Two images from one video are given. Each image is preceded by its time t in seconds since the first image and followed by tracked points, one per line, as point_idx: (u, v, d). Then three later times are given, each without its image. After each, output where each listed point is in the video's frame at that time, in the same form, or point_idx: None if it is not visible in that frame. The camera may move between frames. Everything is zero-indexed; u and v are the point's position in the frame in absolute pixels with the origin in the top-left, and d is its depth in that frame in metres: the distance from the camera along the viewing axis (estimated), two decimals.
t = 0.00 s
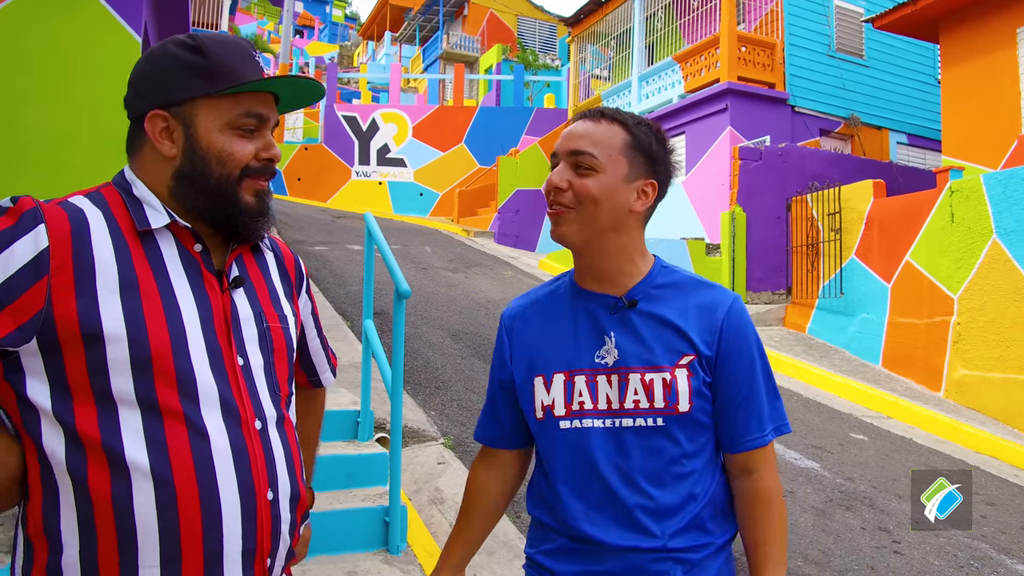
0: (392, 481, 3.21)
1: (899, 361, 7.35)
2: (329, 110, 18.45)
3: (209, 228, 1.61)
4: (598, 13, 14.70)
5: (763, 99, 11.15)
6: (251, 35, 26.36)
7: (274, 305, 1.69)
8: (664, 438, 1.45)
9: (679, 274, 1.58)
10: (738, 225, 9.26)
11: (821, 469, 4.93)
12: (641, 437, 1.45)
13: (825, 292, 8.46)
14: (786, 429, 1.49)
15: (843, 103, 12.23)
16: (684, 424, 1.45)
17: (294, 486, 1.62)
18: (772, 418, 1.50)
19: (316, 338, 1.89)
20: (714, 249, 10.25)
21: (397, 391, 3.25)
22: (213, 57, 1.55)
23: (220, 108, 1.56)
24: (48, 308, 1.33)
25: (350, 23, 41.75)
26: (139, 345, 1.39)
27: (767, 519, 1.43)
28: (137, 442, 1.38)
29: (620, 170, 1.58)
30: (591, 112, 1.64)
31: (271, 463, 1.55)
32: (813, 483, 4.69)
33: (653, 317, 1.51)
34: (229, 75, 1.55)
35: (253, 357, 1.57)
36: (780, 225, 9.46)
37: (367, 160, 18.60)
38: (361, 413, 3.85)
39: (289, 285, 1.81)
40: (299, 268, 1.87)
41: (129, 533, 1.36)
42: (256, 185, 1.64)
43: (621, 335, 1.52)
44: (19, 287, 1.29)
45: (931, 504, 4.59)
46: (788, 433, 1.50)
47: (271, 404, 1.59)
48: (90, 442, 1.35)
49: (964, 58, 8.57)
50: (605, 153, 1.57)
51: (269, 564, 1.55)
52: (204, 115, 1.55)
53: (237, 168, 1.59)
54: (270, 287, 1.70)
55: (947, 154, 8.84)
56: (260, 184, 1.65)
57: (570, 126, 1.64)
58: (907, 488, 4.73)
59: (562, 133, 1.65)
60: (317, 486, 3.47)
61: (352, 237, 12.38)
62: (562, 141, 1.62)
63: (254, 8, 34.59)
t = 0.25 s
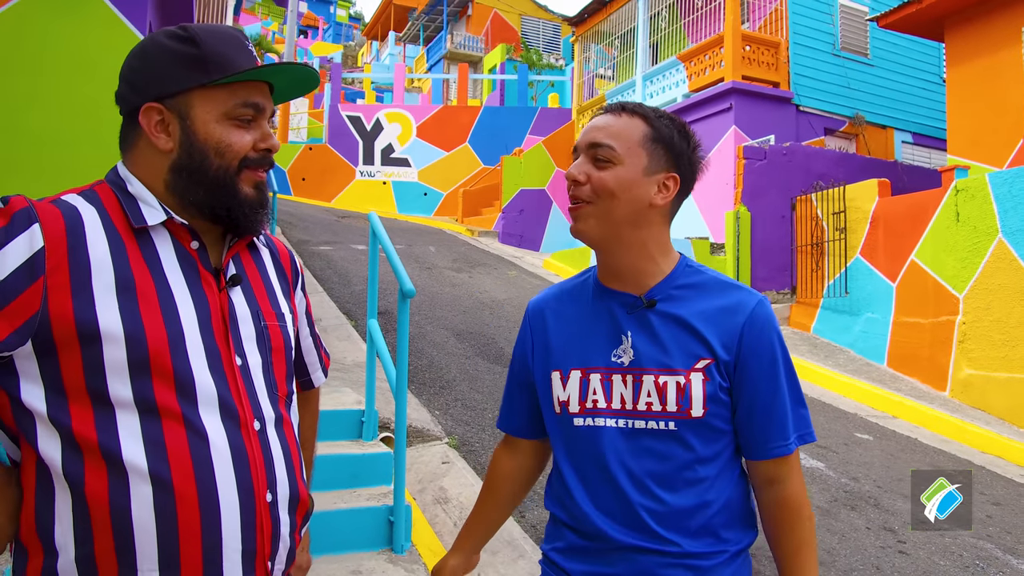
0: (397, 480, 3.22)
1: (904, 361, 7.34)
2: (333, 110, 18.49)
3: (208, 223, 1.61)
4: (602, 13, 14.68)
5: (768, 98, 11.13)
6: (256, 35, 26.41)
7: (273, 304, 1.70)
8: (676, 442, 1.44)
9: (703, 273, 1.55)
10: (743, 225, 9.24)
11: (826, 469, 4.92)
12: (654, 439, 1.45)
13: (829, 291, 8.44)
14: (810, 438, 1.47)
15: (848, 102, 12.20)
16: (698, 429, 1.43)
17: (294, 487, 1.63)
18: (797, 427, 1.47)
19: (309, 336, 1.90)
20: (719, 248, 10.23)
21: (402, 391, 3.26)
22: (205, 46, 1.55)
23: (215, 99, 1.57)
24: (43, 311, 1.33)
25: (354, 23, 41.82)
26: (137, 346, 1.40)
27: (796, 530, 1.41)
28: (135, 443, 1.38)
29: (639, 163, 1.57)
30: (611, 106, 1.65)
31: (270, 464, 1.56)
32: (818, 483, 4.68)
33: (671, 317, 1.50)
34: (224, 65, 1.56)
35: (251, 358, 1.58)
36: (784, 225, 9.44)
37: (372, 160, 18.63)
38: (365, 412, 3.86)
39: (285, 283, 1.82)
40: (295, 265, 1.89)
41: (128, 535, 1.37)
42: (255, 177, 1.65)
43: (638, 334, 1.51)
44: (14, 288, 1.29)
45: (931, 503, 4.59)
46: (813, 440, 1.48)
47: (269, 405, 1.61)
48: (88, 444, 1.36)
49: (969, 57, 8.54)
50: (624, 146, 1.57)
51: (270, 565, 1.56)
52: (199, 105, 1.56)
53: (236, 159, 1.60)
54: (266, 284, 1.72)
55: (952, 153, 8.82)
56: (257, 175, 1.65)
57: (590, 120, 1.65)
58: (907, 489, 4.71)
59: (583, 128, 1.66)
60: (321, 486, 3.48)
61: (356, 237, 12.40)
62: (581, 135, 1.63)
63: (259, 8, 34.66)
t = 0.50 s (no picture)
0: (401, 480, 3.23)
1: (909, 360, 7.32)
2: (337, 110, 18.52)
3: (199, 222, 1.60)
4: (606, 12, 14.67)
5: (772, 97, 11.12)
6: (260, 35, 26.46)
7: (265, 301, 1.71)
8: (707, 442, 1.43)
9: (738, 272, 1.53)
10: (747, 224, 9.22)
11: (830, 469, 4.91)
12: (685, 438, 1.44)
13: (834, 291, 8.42)
14: (844, 446, 1.42)
15: (853, 102, 12.17)
16: (730, 429, 1.42)
17: (290, 489, 1.64)
18: (830, 434, 1.42)
19: (301, 333, 1.89)
20: (723, 248, 10.21)
21: (406, 390, 3.27)
22: (201, 40, 1.54)
23: (210, 95, 1.56)
24: (35, 313, 1.32)
25: (357, 24, 41.87)
26: (132, 347, 1.39)
27: (815, 536, 1.36)
28: (130, 445, 1.38)
29: (677, 156, 1.55)
30: (648, 100, 1.63)
31: (267, 466, 1.56)
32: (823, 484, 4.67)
33: (705, 316, 1.48)
34: (219, 61, 1.55)
35: (246, 358, 1.58)
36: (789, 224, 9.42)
37: (375, 160, 18.66)
38: (369, 412, 3.87)
39: (278, 280, 1.82)
40: (285, 263, 1.88)
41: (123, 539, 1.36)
42: (247, 175, 1.64)
43: (671, 331, 1.50)
44: (6, 288, 1.29)
45: (931, 503, 4.61)
46: (847, 449, 1.42)
47: (265, 406, 1.61)
48: (82, 446, 1.35)
49: (973, 56, 8.53)
50: (663, 140, 1.56)
51: (266, 567, 1.56)
52: (191, 101, 1.55)
53: (227, 156, 1.58)
54: (258, 282, 1.72)
55: (957, 152, 8.80)
56: (250, 175, 1.64)
57: (628, 114, 1.64)
58: (907, 488, 4.74)
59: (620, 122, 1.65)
60: (325, 485, 3.50)
61: (360, 237, 12.42)
62: (618, 128, 1.62)
63: (263, 9, 34.72)
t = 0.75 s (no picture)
0: (405, 480, 3.24)
1: (914, 360, 7.30)
2: (341, 110, 18.57)
3: (183, 235, 1.61)
4: (609, 12, 14.66)
5: (776, 97, 11.12)
6: (264, 35, 26.56)
7: (252, 313, 1.72)
8: (740, 455, 1.42)
9: (779, 284, 1.52)
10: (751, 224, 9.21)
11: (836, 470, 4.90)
12: (718, 450, 1.43)
13: (839, 290, 8.42)
14: (879, 470, 1.38)
15: (857, 101, 12.14)
16: (763, 445, 1.40)
17: (279, 501, 1.64)
18: (864, 457, 1.39)
19: (287, 342, 1.90)
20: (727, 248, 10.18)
21: (411, 391, 3.28)
22: (190, 52, 1.54)
23: (198, 108, 1.56)
24: (18, 328, 1.30)
25: (362, 24, 41.97)
26: (118, 360, 1.37)
27: (841, 546, 1.33)
28: (117, 460, 1.36)
29: (732, 165, 1.53)
30: (695, 107, 1.60)
31: (256, 478, 1.56)
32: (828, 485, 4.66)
33: (744, 327, 1.47)
34: (206, 74, 1.55)
35: (233, 371, 1.59)
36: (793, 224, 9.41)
37: (379, 160, 18.70)
38: (374, 412, 3.88)
39: (263, 291, 1.83)
40: (270, 271, 1.90)
41: (110, 555, 1.34)
42: (230, 192, 1.65)
43: (709, 341, 1.50)
44: None
45: (931, 503, 4.55)
46: (882, 474, 1.39)
47: (254, 418, 1.61)
48: (67, 461, 1.33)
49: (978, 56, 8.50)
50: (718, 148, 1.53)
51: None
52: (178, 114, 1.55)
53: (213, 172, 1.59)
54: (245, 293, 1.73)
55: (962, 151, 8.77)
56: (234, 191, 1.65)
57: (674, 121, 1.60)
58: (906, 489, 4.70)
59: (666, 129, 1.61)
60: (330, 485, 3.51)
61: (364, 237, 12.46)
62: (666, 136, 1.58)
63: (267, 10, 34.84)
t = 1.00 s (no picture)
0: (411, 480, 3.25)
1: (921, 361, 7.29)
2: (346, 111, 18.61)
3: (187, 235, 1.62)
4: (615, 12, 14.66)
5: (781, 97, 11.10)
6: (270, 36, 26.63)
7: (254, 314, 1.74)
8: (766, 460, 1.42)
9: (809, 288, 1.52)
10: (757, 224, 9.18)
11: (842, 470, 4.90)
12: (744, 455, 1.44)
13: (845, 290, 8.39)
14: (913, 476, 1.41)
15: (863, 101, 12.11)
16: (789, 450, 1.41)
17: (284, 503, 1.66)
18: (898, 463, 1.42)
19: (284, 342, 1.92)
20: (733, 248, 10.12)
21: (416, 391, 3.29)
22: (187, 50, 1.55)
23: (197, 107, 1.58)
24: (24, 334, 1.32)
25: (367, 25, 42.07)
26: (123, 365, 1.39)
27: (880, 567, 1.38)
28: (124, 465, 1.38)
29: (772, 170, 1.54)
30: (733, 108, 1.59)
31: (262, 482, 1.58)
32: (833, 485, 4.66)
33: (773, 330, 1.48)
34: (203, 72, 1.56)
35: (238, 374, 1.61)
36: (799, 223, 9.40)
37: (385, 160, 18.74)
38: (379, 412, 3.89)
39: (264, 290, 1.86)
40: (270, 269, 1.93)
41: (115, 557, 1.36)
42: (232, 191, 1.66)
43: (737, 345, 1.51)
44: None
45: (929, 505, 4.34)
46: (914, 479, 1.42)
47: (259, 420, 1.64)
48: (74, 466, 1.34)
49: (984, 55, 8.48)
50: (759, 152, 1.53)
51: None
52: (178, 113, 1.57)
53: (214, 170, 1.61)
54: (247, 294, 1.76)
55: (969, 151, 8.74)
56: (235, 191, 1.67)
57: (714, 122, 1.59)
58: (908, 491, 4.69)
59: (703, 129, 1.60)
60: (336, 484, 3.53)
61: (369, 237, 12.50)
62: (705, 139, 1.57)
63: (273, 11, 34.94)
